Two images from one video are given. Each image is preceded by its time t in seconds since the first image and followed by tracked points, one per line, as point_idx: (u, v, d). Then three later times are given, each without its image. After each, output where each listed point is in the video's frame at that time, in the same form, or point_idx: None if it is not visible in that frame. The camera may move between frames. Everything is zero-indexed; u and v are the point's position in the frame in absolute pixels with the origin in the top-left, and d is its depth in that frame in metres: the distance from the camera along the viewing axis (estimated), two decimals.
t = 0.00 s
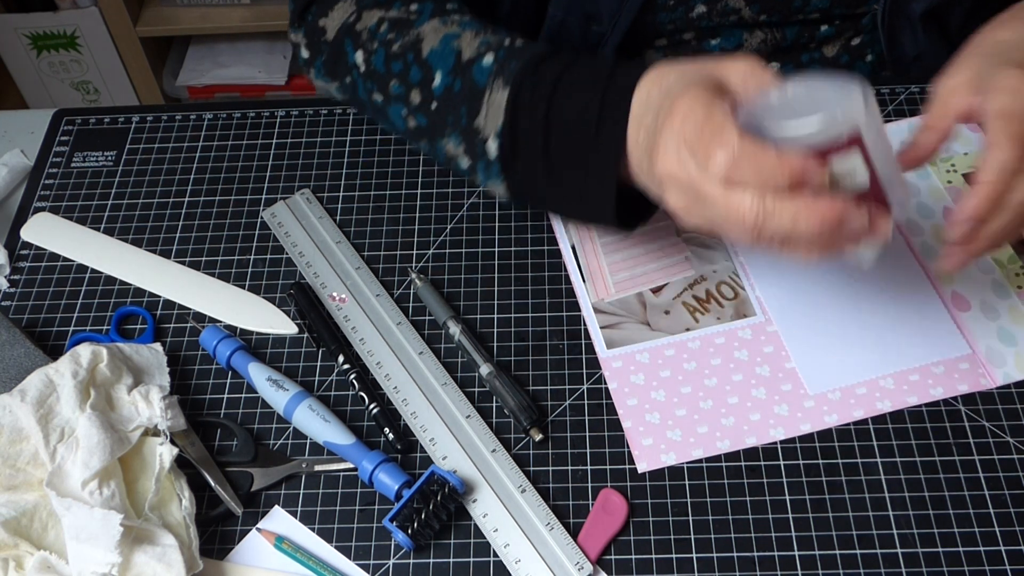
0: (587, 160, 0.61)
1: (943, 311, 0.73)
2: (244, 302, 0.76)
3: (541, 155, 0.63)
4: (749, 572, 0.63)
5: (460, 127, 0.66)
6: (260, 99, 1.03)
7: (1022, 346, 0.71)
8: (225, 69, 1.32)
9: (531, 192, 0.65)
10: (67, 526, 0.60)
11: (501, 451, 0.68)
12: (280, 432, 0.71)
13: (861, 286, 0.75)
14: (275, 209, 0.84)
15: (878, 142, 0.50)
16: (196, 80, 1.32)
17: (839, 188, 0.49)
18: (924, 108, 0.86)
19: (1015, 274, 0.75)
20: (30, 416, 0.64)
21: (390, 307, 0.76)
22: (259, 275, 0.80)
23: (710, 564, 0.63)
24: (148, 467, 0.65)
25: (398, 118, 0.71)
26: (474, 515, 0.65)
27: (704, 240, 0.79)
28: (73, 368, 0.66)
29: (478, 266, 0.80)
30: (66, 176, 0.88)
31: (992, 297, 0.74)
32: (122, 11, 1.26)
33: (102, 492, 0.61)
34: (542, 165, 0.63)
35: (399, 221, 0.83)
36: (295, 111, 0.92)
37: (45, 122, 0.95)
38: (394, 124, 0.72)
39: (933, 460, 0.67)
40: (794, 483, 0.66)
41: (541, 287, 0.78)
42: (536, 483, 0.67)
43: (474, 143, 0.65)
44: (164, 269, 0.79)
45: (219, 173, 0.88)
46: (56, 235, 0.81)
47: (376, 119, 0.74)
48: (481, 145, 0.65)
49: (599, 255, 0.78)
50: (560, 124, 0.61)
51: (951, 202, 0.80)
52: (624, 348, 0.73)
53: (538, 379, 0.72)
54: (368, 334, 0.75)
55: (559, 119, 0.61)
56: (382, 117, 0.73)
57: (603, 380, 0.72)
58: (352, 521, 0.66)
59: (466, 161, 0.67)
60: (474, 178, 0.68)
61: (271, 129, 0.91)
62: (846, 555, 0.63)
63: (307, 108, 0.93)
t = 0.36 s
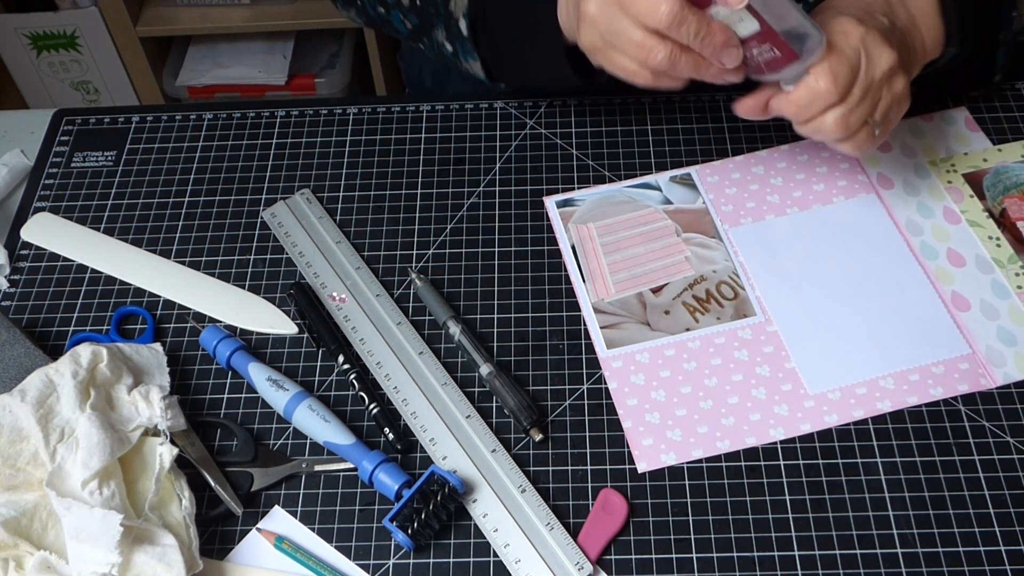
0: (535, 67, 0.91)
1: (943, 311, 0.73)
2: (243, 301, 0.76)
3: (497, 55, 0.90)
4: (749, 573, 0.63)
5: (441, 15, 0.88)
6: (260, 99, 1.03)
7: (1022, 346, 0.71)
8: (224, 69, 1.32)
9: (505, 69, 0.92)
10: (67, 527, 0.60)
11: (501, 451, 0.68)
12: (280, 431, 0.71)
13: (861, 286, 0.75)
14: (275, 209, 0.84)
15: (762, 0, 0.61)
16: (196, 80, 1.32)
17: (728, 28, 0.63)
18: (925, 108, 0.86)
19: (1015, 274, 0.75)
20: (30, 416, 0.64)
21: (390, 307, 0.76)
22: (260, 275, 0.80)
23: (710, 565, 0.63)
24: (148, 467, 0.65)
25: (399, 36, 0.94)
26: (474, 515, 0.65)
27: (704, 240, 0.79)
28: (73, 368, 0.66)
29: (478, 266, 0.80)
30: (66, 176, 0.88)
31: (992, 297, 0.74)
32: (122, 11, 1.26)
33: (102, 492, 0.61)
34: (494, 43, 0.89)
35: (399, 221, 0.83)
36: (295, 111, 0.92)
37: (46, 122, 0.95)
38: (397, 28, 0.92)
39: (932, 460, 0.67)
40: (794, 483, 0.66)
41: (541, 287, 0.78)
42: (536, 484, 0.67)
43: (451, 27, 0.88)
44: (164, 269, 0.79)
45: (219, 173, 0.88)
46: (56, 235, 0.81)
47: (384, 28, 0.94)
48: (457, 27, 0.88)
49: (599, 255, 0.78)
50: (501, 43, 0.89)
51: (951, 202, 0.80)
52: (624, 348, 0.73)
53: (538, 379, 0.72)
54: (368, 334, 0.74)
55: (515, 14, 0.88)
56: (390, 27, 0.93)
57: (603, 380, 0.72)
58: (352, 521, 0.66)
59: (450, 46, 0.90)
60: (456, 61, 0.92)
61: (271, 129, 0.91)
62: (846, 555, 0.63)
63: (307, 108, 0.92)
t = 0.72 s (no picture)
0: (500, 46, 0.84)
1: (943, 311, 0.73)
2: (243, 301, 0.76)
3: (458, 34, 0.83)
4: (749, 572, 0.63)
5: None
6: (261, 99, 1.03)
7: (1022, 346, 0.71)
8: (225, 69, 1.32)
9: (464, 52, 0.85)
10: (67, 526, 0.60)
11: (501, 451, 0.68)
12: (280, 431, 0.71)
13: (862, 286, 0.75)
14: (275, 209, 0.84)
15: None
16: (197, 80, 1.33)
17: None
18: (925, 108, 0.86)
19: (1015, 274, 0.75)
20: (30, 416, 0.64)
21: (390, 307, 0.76)
22: (259, 275, 0.80)
23: (710, 564, 0.63)
24: (148, 467, 0.65)
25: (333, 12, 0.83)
26: (474, 515, 0.65)
27: (704, 240, 0.79)
28: (73, 368, 0.66)
29: (478, 266, 0.80)
30: (66, 176, 0.88)
31: (992, 297, 0.74)
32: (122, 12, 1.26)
33: (102, 492, 0.61)
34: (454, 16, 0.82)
35: (399, 221, 0.83)
36: (295, 110, 0.92)
37: (45, 122, 0.95)
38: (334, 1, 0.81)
39: (932, 460, 0.67)
40: (794, 483, 0.66)
41: (541, 287, 0.78)
42: (536, 484, 0.67)
43: None
44: (163, 268, 0.79)
45: (219, 173, 0.88)
46: (55, 235, 0.81)
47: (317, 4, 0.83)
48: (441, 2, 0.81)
49: (599, 255, 0.78)
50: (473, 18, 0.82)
51: (951, 202, 0.80)
52: (624, 348, 0.73)
53: (538, 379, 0.72)
54: (368, 334, 0.74)
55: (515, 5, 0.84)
56: None
57: (603, 380, 0.72)
58: (352, 521, 0.66)
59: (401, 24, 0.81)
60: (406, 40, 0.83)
61: (271, 128, 0.91)
62: (846, 554, 0.63)
63: (307, 107, 0.92)
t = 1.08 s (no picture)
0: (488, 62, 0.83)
1: (943, 311, 0.73)
2: (243, 301, 0.76)
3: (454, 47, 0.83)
4: (749, 572, 0.63)
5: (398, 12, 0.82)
6: (260, 99, 1.03)
7: (1022, 346, 0.71)
8: (225, 69, 1.32)
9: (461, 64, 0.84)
10: (67, 526, 0.60)
11: (501, 451, 0.68)
12: (280, 431, 0.71)
13: (861, 286, 0.75)
14: (275, 209, 0.84)
15: None
16: (197, 80, 1.33)
17: None
18: (925, 108, 0.86)
19: (1015, 274, 0.75)
20: (30, 416, 0.64)
21: (390, 307, 0.76)
22: (259, 275, 0.80)
23: (710, 564, 0.63)
24: (148, 467, 0.65)
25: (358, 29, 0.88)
26: (474, 515, 0.65)
27: (704, 240, 0.79)
28: (73, 368, 0.66)
29: (478, 266, 0.80)
30: (66, 176, 0.88)
31: (992, 297, 0.74)
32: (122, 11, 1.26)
33: (102, 492, 0.61)
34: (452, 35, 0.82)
35: (399, 221, 0.83)
36: (295, 111, 0.92)
37: (45, 122, 0.95)
38: (355, 22, 0.87)
39: (932, 460, 0.67)
40: (794, 483, 0.66)
41: (541, 287, 0.78)
42: (536, 484, 0.67)
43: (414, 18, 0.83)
44: (163, 269, 0.79)
45: (219, 173, 0.88)
46: (55, 235, 0.81)
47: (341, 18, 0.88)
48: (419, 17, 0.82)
49: (599, 255, 0.78)
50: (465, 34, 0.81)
51: (951, 202, 0.80)
52: (624, 348, 0.73)
53: (538, 379, 0.72)
54: (368, 333, 0.74)
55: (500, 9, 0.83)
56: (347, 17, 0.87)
57: (603, 380, 0.72)
58: (352, 521, 0.66)
59: (410, 44, 0.85)
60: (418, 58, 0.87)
61: (271, 129, 0.91)
62: (846, 555, 0.63)
63: (307, 107, 0.93)
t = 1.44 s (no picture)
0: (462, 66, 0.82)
1: (943, 311, 0.73)
2: (243, 301, 0.76)
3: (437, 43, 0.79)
4: (749, 572, 0.63)
5: None
6: (260, 99, 1.03)
7: (1022, 346, 0.71)
8: (224, 69, 1.32)
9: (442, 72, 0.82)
10: (67, 526, 0.60)
11: (501, 451, 0.68)
12: (280, 431, 0.71)
13: (862, 286, 0.75)
14: (275, 209, 0.84)
15: None
16: (196, 80, 1.32)
17: None
18: (924, 108, 0.86)
19: (1015, 274, 0.75)
20: (30, 416, 0.64)
21: (390, 307, 0.76)
22: (259, 275, 0.80)
23: (710, 564, 0.63)
24: (148, 467, 0.65)
25: (329, 22, 0.85)
26: (474, 515, 0.65)
27: (704, 240, 0.79)
28: (73, 368, 0.66)
29: (477, 266, 0.80)
30: (66, 176, 0.88)
31: (992, 297, 0.74)
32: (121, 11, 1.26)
33: (102, 492, 0.61)
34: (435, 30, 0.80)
35: (399, 221, 0.83)
36: (295, 111, 0.92)
37: (45, 122, 0.95)
38: (327, 9, 0.83)
39: (932, 460, 0.67)
40: (794, 483, 0.66)
41: (541, 287, 0.78)
42: (536, 484, 0.67)
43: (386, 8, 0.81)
44: (163, 269, 0.79)
45: (219, 173, 0.88)
46: (55, 235, 0.81)
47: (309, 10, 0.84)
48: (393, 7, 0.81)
49: (599, 255, 0.78)
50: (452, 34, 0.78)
51: (951, 202, 0.80)
52: (624, 348, 0.73)
53: (538, 379, 0.72)
54: (368, 333, 0.74)
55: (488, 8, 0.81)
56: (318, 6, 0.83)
57: (603, 380, 0.72)
58: (352, 521, 0.66)
59: (386, 30, 0.83)
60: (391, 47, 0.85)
61: (271, 129, 0.91)
62: (846, 554, 0.63)
63: (307, 107, 0.93)
